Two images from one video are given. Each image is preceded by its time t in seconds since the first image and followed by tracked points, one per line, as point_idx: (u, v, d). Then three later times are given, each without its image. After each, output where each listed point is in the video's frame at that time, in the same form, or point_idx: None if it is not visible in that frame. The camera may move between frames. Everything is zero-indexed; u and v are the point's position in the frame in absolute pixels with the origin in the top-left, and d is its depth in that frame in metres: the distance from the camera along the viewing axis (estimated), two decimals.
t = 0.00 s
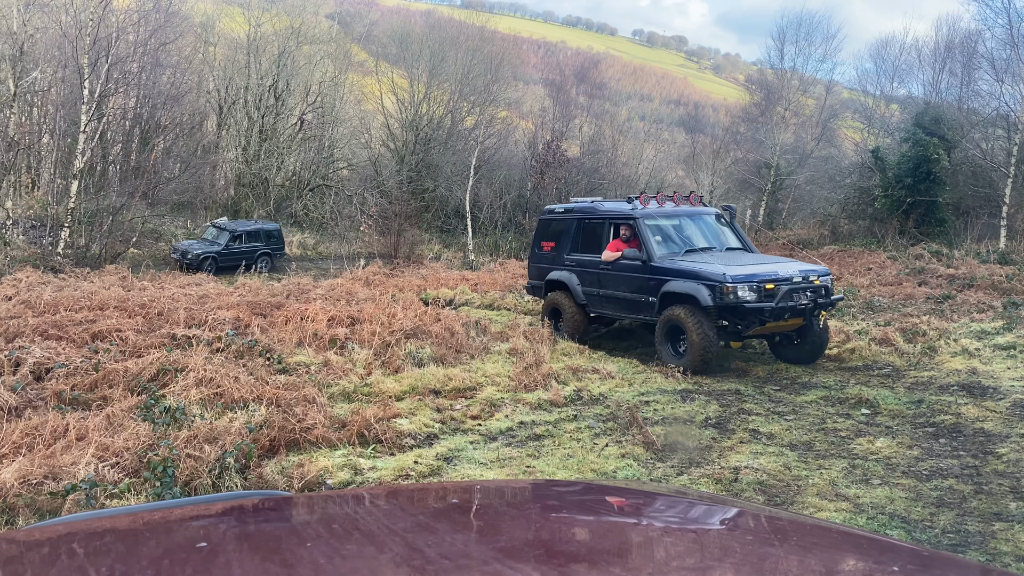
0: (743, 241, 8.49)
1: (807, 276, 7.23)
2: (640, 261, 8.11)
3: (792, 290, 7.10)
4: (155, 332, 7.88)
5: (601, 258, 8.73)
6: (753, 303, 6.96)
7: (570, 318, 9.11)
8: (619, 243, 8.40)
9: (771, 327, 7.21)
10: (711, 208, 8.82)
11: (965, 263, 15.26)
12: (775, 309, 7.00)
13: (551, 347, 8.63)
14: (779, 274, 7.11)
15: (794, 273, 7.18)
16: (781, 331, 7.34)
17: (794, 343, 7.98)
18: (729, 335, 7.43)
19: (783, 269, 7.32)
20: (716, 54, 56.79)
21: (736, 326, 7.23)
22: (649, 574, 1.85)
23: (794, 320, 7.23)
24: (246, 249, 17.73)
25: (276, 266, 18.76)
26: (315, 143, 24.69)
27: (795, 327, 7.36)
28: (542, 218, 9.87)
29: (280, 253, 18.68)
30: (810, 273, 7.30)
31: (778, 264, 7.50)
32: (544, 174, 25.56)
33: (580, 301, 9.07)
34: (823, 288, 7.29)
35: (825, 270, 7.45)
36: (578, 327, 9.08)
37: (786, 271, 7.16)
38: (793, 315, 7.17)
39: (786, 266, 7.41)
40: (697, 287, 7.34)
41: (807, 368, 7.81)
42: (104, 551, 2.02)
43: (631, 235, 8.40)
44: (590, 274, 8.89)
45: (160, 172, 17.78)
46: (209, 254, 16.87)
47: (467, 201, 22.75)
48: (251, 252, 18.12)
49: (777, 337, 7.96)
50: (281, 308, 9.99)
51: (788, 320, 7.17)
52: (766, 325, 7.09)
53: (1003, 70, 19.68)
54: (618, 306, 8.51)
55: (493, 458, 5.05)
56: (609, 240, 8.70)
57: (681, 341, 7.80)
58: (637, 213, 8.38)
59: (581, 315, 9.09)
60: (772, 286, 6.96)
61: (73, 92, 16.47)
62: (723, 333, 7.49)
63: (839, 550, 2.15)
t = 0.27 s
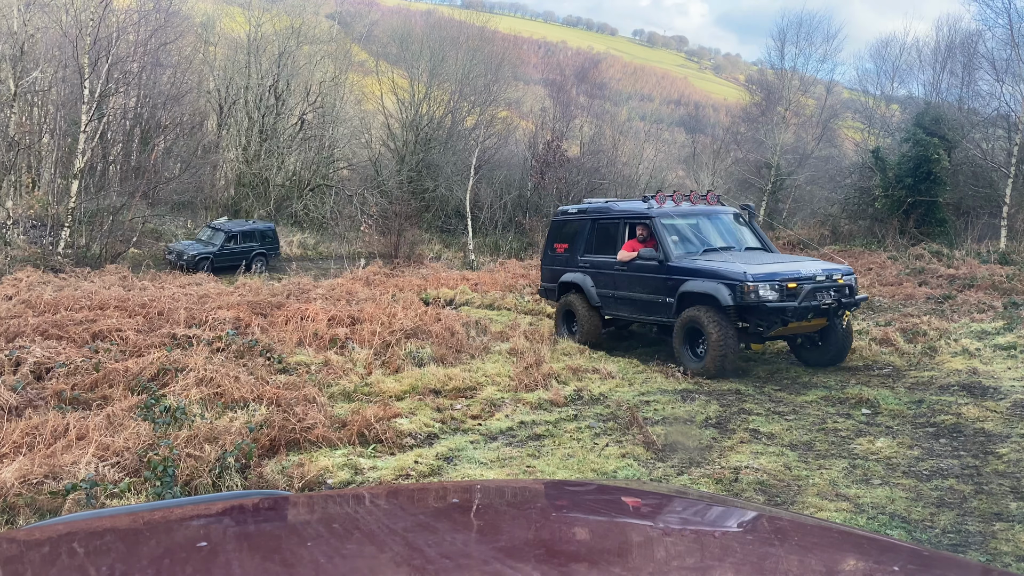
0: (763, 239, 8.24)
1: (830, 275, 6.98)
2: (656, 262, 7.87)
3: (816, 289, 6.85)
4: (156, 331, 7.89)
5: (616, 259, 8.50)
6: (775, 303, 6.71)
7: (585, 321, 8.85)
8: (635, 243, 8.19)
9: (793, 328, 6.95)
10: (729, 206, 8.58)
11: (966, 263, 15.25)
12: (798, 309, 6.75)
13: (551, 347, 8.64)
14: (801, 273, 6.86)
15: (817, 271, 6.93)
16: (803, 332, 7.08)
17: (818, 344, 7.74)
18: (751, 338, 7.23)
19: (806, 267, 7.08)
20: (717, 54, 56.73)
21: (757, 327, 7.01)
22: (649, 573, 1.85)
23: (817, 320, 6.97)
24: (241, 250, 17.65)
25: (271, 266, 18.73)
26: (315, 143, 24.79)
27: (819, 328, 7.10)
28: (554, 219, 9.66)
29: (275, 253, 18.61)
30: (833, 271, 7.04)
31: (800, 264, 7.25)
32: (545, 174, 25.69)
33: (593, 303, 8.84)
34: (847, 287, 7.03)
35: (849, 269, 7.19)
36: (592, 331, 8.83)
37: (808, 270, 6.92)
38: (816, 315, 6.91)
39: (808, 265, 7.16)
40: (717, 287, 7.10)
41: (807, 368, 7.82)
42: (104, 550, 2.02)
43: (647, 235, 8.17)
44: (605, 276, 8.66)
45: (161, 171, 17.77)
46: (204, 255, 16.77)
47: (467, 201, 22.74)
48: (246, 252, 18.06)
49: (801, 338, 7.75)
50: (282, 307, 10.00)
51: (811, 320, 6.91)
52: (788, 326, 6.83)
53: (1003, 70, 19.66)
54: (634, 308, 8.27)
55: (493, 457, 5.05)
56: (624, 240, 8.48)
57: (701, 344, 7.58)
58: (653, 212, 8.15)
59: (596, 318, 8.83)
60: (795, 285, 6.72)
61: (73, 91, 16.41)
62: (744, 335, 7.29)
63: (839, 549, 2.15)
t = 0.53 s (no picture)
0: (782, 239, 8.07)
1: (854, 274, 6.77)
2: (673, 261, 7.71)
3: (839, 288, 6.64)
4: (156, 331, 7.90)
5: (632, 259, 8.36)
6: (798, 302, 6.49)
7: (598, 322, 8.70)
8: (651, 242, 8.06)
9: (816, 328, 6.74)
10: (747, 205, 8.41)
11: (966, 263, 15.24)
12: (821, 308, 6.52)
13: (552, 346, 8.64)
14: (825, 272, 6.66)
15: (840, 270, 6.73)
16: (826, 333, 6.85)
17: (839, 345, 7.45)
18: (772, 339, 7.02)
19: (828, 266, 6.87)
20: (718, 54, 56.68)
21: (778, 327, 6.81)
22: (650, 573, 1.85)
23: (841, 320, 6.74)
24: (237, 250, 17.61)
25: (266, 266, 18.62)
26: (316, 142, 24.88)
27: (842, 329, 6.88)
28: (568, 219, 9.54)
29: (271, 252, 18.51)
30: (857, 270, 6.83)
31: (822, 263, 7.04)
32: (545, 174, 25.80)
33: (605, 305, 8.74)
34: (872, 286, 6.81)
35: (874, 268, 6.97)
36: (603, 332, 8.68)
37: (832, 269, 6.71)
38: (840, 315, 6.69)
39: (831, 264, 6.97)
40: (737, 285, 6.88)
41: (807, 368, 7.81)
42: (104, 549, 2.02)
43: (663, 233, 8.02)
44: (620, 276, 8.52)
45: (161, 170, 17.75)
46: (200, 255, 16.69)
47: (468, 201, 22.73)
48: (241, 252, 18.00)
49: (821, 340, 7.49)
50: (282, 307, 10.00)
51: (834, 320, 6.68)
52: (811, 326, 6.61)
53: (1004, 70, 19.63)
54: (650, 309, 8.11)
55: (494, 457, 5.05)
56: (640, 239, 8.33)
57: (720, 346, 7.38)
58: (670, 211, 8.00)
59: (609, 319, 8.68)
60: (818, 284, 6.50)
61: (73, 90, 16.16)
62: (765, 336, 7.08)
63: (840, 549, 2.14)
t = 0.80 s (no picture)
0: (803, 238, 7.92)
1: (879, 274, 6.62)
2: (691, 261, 7.60)
3: (864, 288, 6.48)
4: (157, 330, 7.90)
5: (648, 259, 8.26)
6: (821, 302, 6.35)
7: (613, 324, 8.57)
8: (667, 242, 7.96)
9: (840, 330, 6.58)
10: (766, 205, 8.27)
11: (968, 262, 15.22)
12: (846, 309, 6.36)
13: (552, 346, 8.65)
14: (849, 271, 6.52)
15: (865, 270, 6.58)
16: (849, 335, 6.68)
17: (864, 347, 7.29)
18: (794, 341, 6.81)
19: (852, 265, 6.73)
20: (719, 53, 56.64)
21: (801, 329, 6.65)
22: (650, 573, 1.84)
23: (865, 321, 6.58)
24: (233, 250, 17.56)
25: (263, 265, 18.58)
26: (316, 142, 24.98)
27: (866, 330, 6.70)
28: (583, 220, 9.47)
29: (266, 252, 18.46)
30: (882, 270, 6.68)
31: (845, 262, 6.90)
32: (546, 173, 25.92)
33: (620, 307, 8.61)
34: (898, 286, 6.65)
35: (899, 267, 6.82)
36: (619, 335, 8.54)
37: (856, 268, 6.56)
38: (865, 316, 6.53)
39: (854, 263, 6.82)
40: (758, 286, 6.76)
41: (808, 369, 7.81)
42: (105, 549, 2.02)
43: (681, 233, 7.91)
44: (636, 277, 8.41)
45: (162, 169, 17.75)
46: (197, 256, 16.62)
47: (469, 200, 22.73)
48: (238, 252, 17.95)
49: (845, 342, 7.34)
50: (283, 306, 10.01)
51: (859, 321, 6.52)
52: (835, 328, 6.45)
53: (1006, 69, 19.58)
54: (667, 310, 7.99)
55: (495, 457, 5.04)
56: (657, 239, 8.22)
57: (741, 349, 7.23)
58: (687, 210, 7.88)
59: (625, 321, 8.55)
60: (842, 283, 6.35)
61: (75, 90, 16.24)
62: (787, 339, 6.87)
63: (841, 549, 2.14)
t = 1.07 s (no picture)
0: (825, 238, 7.72)
1: (907, 274, 6.41)
2: (711, 261, 7.41)
3: (892, 289, 6.27)
4: (159, 329, 7.92)
5: (665, 260, 8.07)
6: (848, 303, 6.14)
7: (631, 328, 8.42)
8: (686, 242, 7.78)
9: (867, 332, 6.37)
10: (787, 204, 8.08)
11: (969, 263, 15.20)
12: (873, 311, 6.15)
13: (554, 345, 8.65)
14: (876, 272, 6.32)
15: (893, 270, 6.38)
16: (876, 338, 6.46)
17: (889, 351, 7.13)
18: (818, 344, 6.60)
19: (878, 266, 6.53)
20: (721, 53, 56.57)
21: (825, 331, 6.44)
22: (652, 573, 1.84)
23: (894, 324, 6.36)
24: (231, 249, 17.46)
25: (260, 265, 18.57)
26: (318, 142, 25.07)
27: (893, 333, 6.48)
28: (598, 219, 9.30)
29: (263, 251, 18.44)
30: (910, 271, 6.48)
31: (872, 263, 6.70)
32: (548, 173, 26.07)
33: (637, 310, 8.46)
34: (926, 288, 6.45)
35: (927, 268, 6.64)
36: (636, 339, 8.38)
37: (883, 269, 6.36)
38: (892, 318, 6.32)
39: (881, 264, 6.62)
40: (782, 286, 6.56)
41: (809, 368, 7.81)
42: (107, 547, 2.02)
43: (700, 232, 7.73)
44: (653, 278, 8.24)
45: (164, 169, 17.73)
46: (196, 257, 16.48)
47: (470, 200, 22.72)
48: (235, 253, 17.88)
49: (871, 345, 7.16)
50: (284, 306, 10.02)
51: (886, 324, 6.30)
52: (862, 330, 6.24)
53: (1008, 69, 19.53)
54: (686, 311, 7.80)
55: (496, 456, 5.05)
56: (675, 238, 8.04)
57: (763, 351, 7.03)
58: (707, 208, 7.70)
59: (642, 323, 8.41)
60: (869, 284, 6.15)
61: (77, 89, 15.99)
62: (811, 341, 6.66)
63: (842, 549, 2.14)
